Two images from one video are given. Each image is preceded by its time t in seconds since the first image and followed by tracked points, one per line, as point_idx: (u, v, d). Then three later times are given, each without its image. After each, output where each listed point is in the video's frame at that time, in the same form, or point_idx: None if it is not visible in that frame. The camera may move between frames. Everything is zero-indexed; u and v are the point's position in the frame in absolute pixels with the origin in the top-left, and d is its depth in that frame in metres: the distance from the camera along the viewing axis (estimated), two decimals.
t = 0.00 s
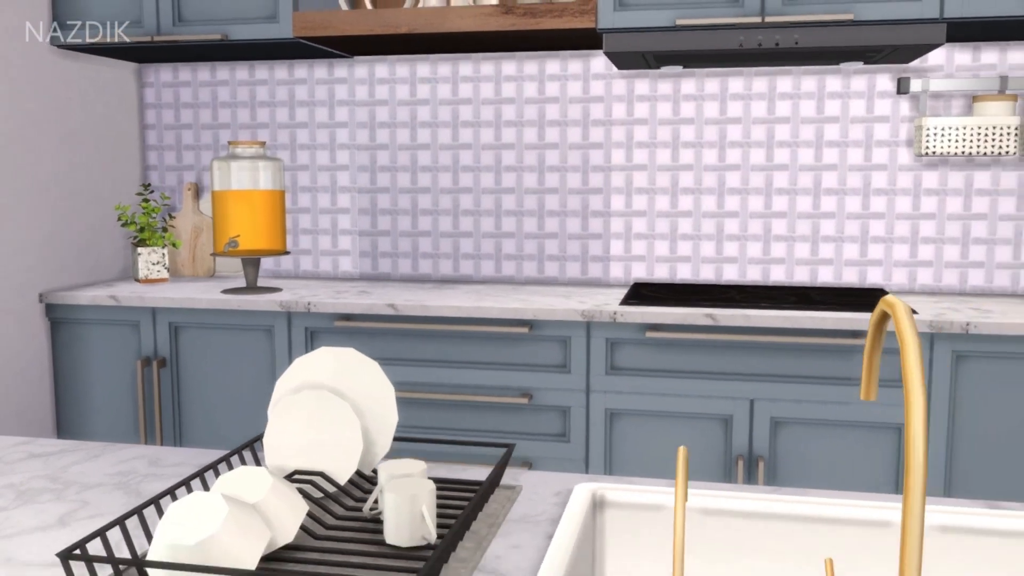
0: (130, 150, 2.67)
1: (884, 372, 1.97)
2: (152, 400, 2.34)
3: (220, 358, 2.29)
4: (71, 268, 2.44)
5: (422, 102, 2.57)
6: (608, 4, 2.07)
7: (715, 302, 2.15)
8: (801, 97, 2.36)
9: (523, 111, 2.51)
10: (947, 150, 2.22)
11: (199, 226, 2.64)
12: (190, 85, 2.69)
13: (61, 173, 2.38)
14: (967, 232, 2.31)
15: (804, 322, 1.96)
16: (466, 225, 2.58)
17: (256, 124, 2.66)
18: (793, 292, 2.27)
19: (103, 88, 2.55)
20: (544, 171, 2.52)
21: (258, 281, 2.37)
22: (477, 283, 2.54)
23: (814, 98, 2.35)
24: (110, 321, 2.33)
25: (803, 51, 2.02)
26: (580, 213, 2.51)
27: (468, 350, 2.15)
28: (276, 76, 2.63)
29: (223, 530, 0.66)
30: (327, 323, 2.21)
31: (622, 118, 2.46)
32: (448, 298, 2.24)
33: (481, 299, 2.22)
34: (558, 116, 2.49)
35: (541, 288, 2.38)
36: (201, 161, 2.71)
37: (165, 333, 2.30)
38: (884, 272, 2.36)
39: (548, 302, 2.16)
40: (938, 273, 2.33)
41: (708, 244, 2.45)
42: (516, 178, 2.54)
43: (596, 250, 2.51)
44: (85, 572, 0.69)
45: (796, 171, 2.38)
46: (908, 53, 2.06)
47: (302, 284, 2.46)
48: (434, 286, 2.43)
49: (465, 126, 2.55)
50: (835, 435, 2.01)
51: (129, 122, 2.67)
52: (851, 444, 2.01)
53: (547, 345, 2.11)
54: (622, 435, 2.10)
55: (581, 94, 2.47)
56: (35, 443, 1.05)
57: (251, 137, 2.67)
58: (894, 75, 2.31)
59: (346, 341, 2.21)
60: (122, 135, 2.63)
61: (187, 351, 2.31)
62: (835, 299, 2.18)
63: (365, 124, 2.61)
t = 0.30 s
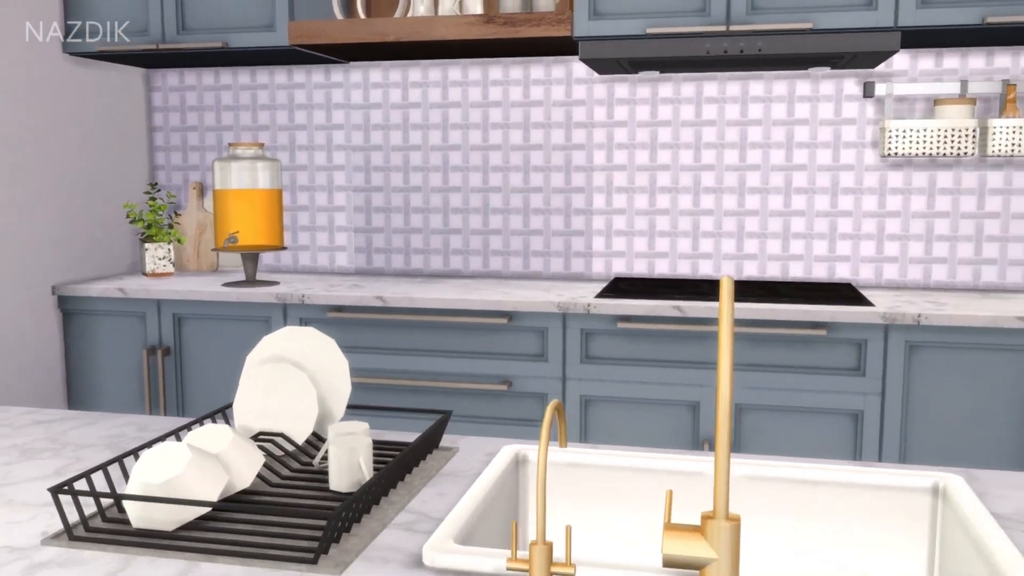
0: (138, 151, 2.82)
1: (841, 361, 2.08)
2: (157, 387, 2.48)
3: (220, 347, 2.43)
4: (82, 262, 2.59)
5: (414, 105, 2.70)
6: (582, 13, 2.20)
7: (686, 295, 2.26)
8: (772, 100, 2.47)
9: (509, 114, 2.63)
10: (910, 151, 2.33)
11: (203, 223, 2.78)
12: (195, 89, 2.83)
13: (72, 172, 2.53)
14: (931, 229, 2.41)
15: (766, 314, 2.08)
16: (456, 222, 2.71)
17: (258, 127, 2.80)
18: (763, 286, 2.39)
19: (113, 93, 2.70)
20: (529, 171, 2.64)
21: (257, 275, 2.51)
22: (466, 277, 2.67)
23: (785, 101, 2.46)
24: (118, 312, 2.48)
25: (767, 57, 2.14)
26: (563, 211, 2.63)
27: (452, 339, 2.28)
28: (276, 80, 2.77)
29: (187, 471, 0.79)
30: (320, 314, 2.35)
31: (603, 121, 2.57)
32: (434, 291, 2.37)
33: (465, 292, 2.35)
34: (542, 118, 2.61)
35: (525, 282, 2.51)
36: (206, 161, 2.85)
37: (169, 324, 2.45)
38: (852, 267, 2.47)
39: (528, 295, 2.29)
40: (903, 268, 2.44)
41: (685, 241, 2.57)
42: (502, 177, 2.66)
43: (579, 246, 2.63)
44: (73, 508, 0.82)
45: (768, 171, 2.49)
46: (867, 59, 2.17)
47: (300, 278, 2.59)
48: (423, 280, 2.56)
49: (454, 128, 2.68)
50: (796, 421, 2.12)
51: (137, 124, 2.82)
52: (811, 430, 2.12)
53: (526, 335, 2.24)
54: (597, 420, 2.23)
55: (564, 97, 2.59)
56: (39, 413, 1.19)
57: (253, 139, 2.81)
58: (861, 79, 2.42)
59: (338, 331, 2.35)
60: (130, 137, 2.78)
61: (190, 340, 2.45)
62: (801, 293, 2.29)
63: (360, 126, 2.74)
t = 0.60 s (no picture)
0: (149, 152, 2.99)
1: (801, 350, 2.21)
2: (164, 373, 2.64)
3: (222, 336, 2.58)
4: (94, 256, 2.76)
5: (407, 108, 2.85)
6: (560, 23, 2.34)
7: (659, 288, 2.40)
8: (745, 103, 2.60)
9: (497, 116, 2.77)
10: (874, 152, 2.45)
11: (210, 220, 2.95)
12: (202, 93, 3.00)
13: (86, 172, 2.69)
14: (896, 227, 2.54)
15: (730, 306, 2.22)
16: (447, 219, 2.86)
17: (261, 129, 2.96)
18: (734, 280, 2.51)
19: (124, 97, 2.86)
20: (516, 171, 2.78)
21: (258, 268, 2.67)
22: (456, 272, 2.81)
23: (757, 105, 2.59)
24: (128, 302, 2.65)
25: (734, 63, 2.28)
26: (548, 209, 2.77)
27: (438, 329, 2.43)
28: (278, 85, 2.93)
29: (164, 425, 0.93)
30: (316, 305, 2.50)
31: (585, 123, 2.71)
32: (422, 284, 2.52)
33: (452, 285, 2.49)
34: (528, 121, 2.75)
35: (510, 276, 2.65)
36: (212, 162, 3.01)
37: (175, 314, 2.61)
38: (821, 263, 2.59)
39: (510, 287, 2.43)
40: (869, 264, 2.56)
41: (663, 237, 2.70)
42: (491, 177, 2.80)
43: (562, 242, 2.77)
44: (71, 456, 0.97)
45: (742, 171, 2.62)
46: (829, 65, 2.30)
47: (299, 271, 2.75)
48: (414, 274, 2.71)
49: (446, 130, 2.82)
50: (758, 407, 2.25)
51: (148, 127, 2.98)
52: (773, 415, 2.25)
53: (507, 324, 2.38)
54: (573, 405, 2.37)
55: (549, 101, 2.73)
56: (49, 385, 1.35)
57: (257, 140, 2.97)
58: (828, 83, 2.54)
59: (332, 321, 2.50)
60: (141, 139, 2.95)
61: (195, 330, 2.61)
62: (768, 287, 2.42)
63: (357, 128, 2.89)
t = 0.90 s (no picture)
0: (161, 152, 3.16)
1: (768, 339, 2.35)
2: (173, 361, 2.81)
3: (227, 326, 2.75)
4: (108, 251, 2.93)
5: (403, 111, 3.00)
6: (542, 31, 2.49)
7: (636, 282, 2.54)
8: (722, 106, 2.73)
9: (488, 119, 2.92)
10: (843, 153, 2.58)
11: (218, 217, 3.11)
12: (211, 97, 3.16)
13: (100, 172, 2.86)
14: (865, 224, 2.66)
15: (700, 297, 2.36)
16: (441, 217, 3.01)
17: (266, 131, 3.12)
18: (710, 275, 2.65)
19: (137, 100, 3.03)
20: (506, 170, 2.93)
21: (261, 262, 2.83)
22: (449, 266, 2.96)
23: (733, 108, 2.72)
24: (140, 294, 2.82)
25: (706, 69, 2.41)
26: (536, 207, 2.92)
27: (428, 320, 2.58)
28: (282, 88, 3.09)
29: (153, 391, 1.08)
30: (314, 297, 2.66)
31: (571, 125, 2.85)
32: (414, 277, 2.67)
33: (442, 278, 2.64)
34: (517, 123, 2.90)
35: (498, 270, 2.79)
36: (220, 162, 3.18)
37: (183, 305, 2.77)
38: (794, 258, 2.72)
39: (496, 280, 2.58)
40: (840, 259, 2.69)
41: (645, 234, 2.83)
42: (482, 176, 2.95)
43: (550, 238, 2.92)
44: (76, 418, 1.13)
45: (719, 170, 2.75)
46: (797, 70, 2.43)
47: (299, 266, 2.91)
48: (408, 269, 2.86)
49: (439, 132, 2.97)
50: (728, 393, 2.39)
51: (159, 129, 3.15)
52: (742, 401, 2.38)
53: (492, 315, 2.53)
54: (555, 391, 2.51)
55: (537, 104, 2.87)
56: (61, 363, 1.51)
57: (262, 141, 3.13)
58: (801, 87, 2.67)
59: (329, 312, 2.66)
60: (153, 140, 3.12)
61: (201, 320, 2.77)
62: (741, 280, 2.55)
63: (356, 130, 3.05)
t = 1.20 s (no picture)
0: (173, 153, 3.34)
1: (738, 329, 2.49)
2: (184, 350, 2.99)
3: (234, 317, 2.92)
4: (123, 245, 3.11)
5: (402, 113, 3.16)
6: (528, 38, 2.64)
7: (617, 275, 2.69)
8: (702, 109, 2.87)
9: (481, 121, 3.07)
10: (815, 154, 2.71)
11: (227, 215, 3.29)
12: (221, 101, 3.34)
13: (115, 171, 3.04)
14: (838, 221, 2.80)
15: (674, 290, 2.50)
16: (438, 214, 3.16)
17: (273, 132, 3.29)
18: (689, 269, 2.79)
19: (151, 104, 3.21)
20: (498, 170, 3.08)
21: (266, 257, 3.00)
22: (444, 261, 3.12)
23: (713, 110, 2.86)
24: (152, 287, 2.99)
25: (682, 75, 2.56)
26: (527, 205, 3.07)
27: (421, 311, 2.74)
28: (287, 92, 3.26)
29: (150, 362, 1.24)
30: (315, 289, 2.83)
31: (560, 127, 3.00)
32: (409, 271, 2.83)
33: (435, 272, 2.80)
34: (509, 125, 3.05)
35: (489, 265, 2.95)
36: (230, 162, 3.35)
37: (193, 297, 2.94)
38: (770, 254, 2.86)
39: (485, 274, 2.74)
40: (814, 255, 2.82)
41: (629, 230, 2.98)
42: (476, 175, 3.11)
43: (540, 235, 3.07)
44: (85, 387, 1.30)
45: (699, 170, 2.89)
46: (768, 75, 2.57)
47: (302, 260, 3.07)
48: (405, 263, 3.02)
49: (436, 133, 3.13)
50: (701, 380, 2.53)
51: (172, 130, 3.33)
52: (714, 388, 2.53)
53: (480, 307, 2.69)
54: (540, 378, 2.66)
55: (528, 107, 3.02)
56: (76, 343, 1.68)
57: (268, 142, 3.30)
58: (776, 91, 2.80)
59: (329, 303, 2.82)
60: (166, 141, 3.30)
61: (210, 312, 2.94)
62: (716, 274, 2.69)
63: (357, 131, 3.21)
